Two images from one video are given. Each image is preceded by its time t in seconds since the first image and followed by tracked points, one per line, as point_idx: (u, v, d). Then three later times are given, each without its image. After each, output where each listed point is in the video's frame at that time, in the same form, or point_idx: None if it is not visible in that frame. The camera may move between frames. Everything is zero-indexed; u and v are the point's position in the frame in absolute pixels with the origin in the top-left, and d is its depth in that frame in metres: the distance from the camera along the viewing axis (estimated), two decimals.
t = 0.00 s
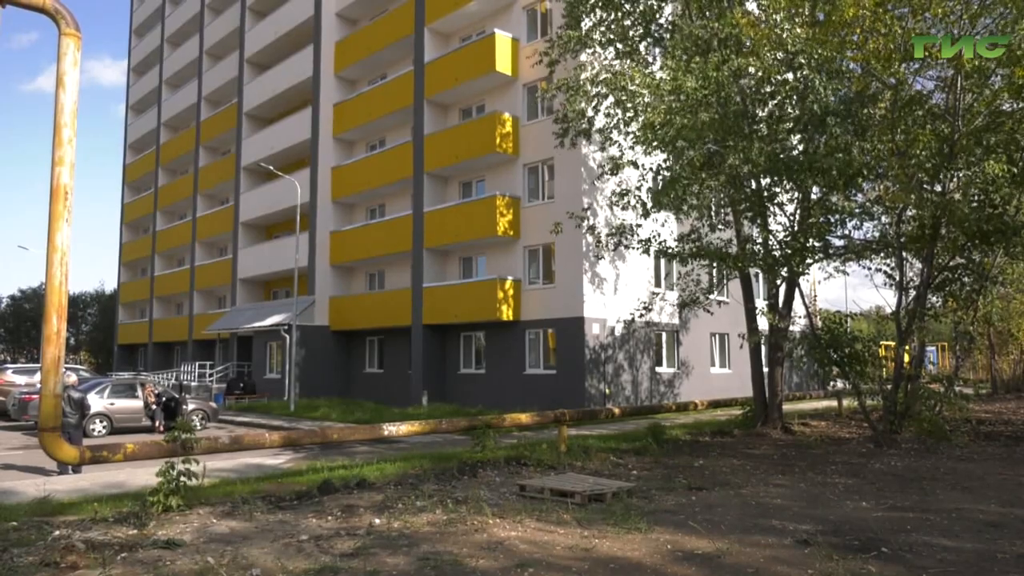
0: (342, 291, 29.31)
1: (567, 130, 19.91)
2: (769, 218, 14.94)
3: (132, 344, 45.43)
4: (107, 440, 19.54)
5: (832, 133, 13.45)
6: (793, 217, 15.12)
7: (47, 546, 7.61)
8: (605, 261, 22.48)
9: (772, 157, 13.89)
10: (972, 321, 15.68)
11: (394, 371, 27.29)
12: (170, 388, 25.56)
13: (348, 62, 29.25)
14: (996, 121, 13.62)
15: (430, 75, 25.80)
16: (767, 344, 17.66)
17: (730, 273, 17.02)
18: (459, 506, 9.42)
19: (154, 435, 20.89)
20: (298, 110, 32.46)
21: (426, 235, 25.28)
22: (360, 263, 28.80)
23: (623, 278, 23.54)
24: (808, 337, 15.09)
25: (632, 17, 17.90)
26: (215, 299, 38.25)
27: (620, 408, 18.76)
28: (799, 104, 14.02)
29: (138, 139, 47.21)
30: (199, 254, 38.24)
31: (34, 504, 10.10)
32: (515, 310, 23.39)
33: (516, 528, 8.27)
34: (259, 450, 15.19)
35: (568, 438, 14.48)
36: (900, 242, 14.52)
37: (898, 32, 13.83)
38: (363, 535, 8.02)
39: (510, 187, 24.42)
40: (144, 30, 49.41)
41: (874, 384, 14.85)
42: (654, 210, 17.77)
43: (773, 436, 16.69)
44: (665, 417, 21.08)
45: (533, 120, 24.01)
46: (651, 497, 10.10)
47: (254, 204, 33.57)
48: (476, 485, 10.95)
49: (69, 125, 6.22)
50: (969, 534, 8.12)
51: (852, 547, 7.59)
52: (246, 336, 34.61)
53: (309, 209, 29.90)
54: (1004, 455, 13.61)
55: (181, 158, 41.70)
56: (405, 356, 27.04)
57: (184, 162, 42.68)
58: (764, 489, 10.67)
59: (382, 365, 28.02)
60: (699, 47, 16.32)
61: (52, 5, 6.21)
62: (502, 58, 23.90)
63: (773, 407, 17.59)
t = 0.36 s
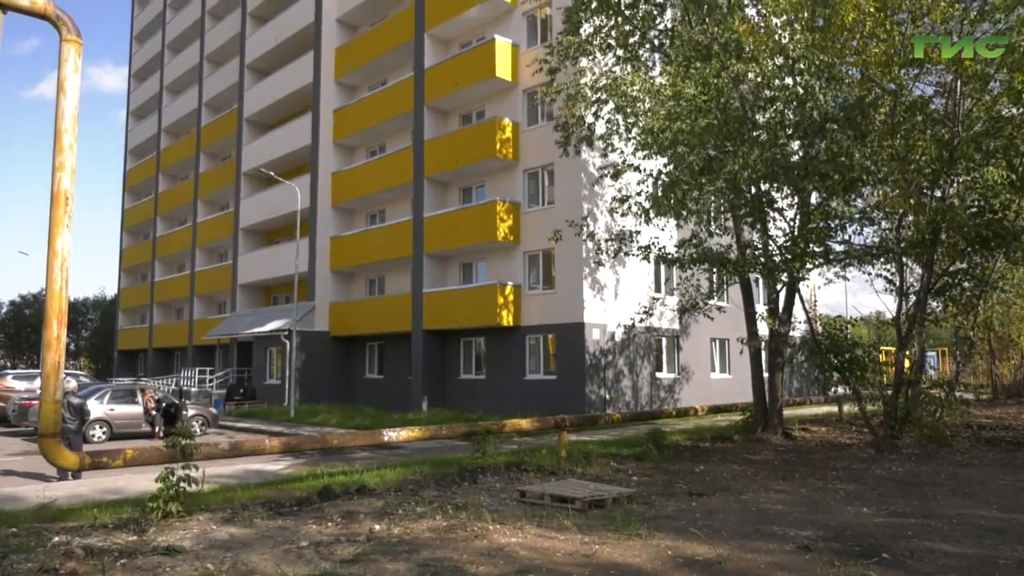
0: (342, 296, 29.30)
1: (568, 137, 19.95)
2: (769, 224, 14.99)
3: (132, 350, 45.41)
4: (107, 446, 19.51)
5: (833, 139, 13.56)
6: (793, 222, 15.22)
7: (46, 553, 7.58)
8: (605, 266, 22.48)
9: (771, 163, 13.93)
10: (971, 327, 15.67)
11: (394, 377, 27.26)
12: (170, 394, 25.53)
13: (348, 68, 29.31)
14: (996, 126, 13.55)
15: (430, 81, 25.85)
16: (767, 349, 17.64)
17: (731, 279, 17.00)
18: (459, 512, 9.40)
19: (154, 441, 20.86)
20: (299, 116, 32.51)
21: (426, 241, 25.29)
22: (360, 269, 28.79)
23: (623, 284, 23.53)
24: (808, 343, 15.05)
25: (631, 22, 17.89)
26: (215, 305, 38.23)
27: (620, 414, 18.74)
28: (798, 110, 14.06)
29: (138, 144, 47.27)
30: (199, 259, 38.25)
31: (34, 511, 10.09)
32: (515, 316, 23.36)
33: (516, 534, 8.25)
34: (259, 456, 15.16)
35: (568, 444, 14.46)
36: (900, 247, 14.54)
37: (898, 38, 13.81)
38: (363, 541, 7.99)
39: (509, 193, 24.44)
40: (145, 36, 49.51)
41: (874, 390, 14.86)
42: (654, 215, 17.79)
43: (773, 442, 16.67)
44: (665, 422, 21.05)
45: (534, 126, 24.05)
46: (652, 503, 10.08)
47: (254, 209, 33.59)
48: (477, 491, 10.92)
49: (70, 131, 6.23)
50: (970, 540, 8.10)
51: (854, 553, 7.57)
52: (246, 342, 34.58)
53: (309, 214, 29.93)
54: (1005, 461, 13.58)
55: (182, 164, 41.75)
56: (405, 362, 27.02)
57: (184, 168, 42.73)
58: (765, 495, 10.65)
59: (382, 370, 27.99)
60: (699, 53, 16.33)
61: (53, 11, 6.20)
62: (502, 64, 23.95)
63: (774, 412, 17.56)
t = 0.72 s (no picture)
0: (343, 309, 29.30)
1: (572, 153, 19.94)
2: (769, 237, 15.08)
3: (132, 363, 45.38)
4: (106, 460, 19.46)
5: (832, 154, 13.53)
6: (793, 235, 15.37)
7: (43, 568, 7.54)
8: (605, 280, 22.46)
9: (769, 176, 14.07)
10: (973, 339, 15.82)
11: (395, 390, 27.22)
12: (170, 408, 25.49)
13: (349, 82, 29.47)
14: (995, 139, 13.62)
15: (431, 95, 25.97)
16: (768, 363, 17.61)
17: (731, 292, 17.04)
18: (459, 526, 9.35)
19: (153, 455, 20.81)
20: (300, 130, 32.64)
21: (426, 254, 25.32)
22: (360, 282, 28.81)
23: (623, 297, 23.53)
24: (809, 356, 15.06)
25: (631, 37, 17.98)
26: (216, 318, 38.22)
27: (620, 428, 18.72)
28: (796, 124, 14.00)
29: (140, 158, 47.44)
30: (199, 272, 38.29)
31: (32, 525, 10.05)
32: (516, 329, 23.34)
33: (517, 549, 8.21)
34: (259, 470, 15.12)
35: (568, 458, 14.42)
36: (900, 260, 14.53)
37: (897, 51, 13.78)
38: (363, 556, 7.95)
39: (509, 207, 24.49)
40: (148, 50, 49.80)
41: (875, 404, 14.78)
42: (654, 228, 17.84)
43: (774, 455, 16.63)
44: (666, 436, 20.99)
45: (534, 139, 24.13)
46: (653, 518, 10.03)
47: (255, 222, 33.67)
48: (477, 506, 10.88)
49: (73, 145, 6.13)
50: (973, 554, 8.06)
51: (856, 568, 7.53)
52: (246, 355, 34.56)
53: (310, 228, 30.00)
54: (1008, 475, 13.54)
55: (183, 177, 41.88)
56: (406, 375, 26.99)
57: (186, 181, 42.86)
58: (767, 509, 10.61)
59: (382, 384, 27.96)
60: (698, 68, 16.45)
61: (57, 25, 6.11)
62: (502, 78, 24.05)
63: (775, 425, 17.52)
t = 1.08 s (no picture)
0: (342, 334, 29.25)
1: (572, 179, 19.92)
2: (769, 262, 15.35)
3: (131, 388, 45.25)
4: (103, 486, 19.33)
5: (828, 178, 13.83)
6: (793, 260, 15.46)
7: None
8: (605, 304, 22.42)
9: (768, 202, 14.30)
10: (975, 364, 15.53)
11: (395, 416, 27.10)
12: (168, 433, 25.37)
13: (351, 108, 29.69)
14: (993, 164, 13.38)
15: (432, 120, 26.14)
16: (770, 388, 17.52)
17: (731, 318, 17.12)
18: (459, 553, 9.28)
19: (151, 481, 20.66)
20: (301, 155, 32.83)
21: (426, 279, 25.35)
22: (360, 306, 28.81)
23: (624, 322, 23.51)
24: (810, 381, 15.00)
25: (630, 64, 18.07)
26: (215, 342, 38.17)
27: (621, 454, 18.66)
28: (795, 150, 14.27)
29: (142, 183, 47.67)
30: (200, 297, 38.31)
31: (28, 551, 9.98)
32: (516, 354, 23.30)
33: None
34: (257, 496, 15.02)
35: (569, 484, 14.33)
36: (900, 284, 14.56)
37: (893, 77, 13.38)
38: None
39: (510, 231, 24.56)
40: (151, 77, 50.26)
41: (877, 428, 14.85)
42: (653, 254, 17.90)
43: (776, 481, 16.52)
44: (667, 461, 20.87)
45: (534, 165, 24.27)
46: (654, 545, 9.95)
47: (255, 247, 33.75)
48: (477, 532, 10.79)
49: (75, 170, 6.30)
50: None
51: None
52: (246, 380, 34.47)
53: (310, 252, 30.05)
54: (1012, 501, 13.43)
55: (185, 202, 42.05)
56: (406, 401, 26.88)
57: (188, 206, 43.03)
58: (769, 536, 10.52)
59: (382, 409, 27.86)
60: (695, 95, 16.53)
61: (63, 53, 6.28)
62: (503, 103, 24.24)
63: (776, 450, 17.40)
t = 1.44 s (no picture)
0: (342, 362, 29.18)
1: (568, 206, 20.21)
2: (769, 290, 15.40)
3: (130, 416, 45.06)
4: (100, 516, 19.16)
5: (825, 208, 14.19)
6: (793, 287, 15.38)
7: None
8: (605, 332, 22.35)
9: (768, 230, 14.35)
10: (977, 393, 15.64)
11: (395, 445, 26.93)
12: (166, 462, 25.20)
13: (353, 137, 29.94)
14: (990, 193, 13.56)
15: (433, 149, 26.33)
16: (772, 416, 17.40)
17: (732, 346, 17.22)
18: None
19: (148, 510, 20.48)
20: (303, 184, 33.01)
21: (427, 307, 25.36)
22: (360, 334, 28.77)
23: (624, 350, 23.47)
24: (812, 411, 14.89)
25: (630, 94, 18.28)
26: (215, 371, 38.08)
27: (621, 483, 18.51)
28: (794, 178, 14.48)
29: (144, 211, 47.91)
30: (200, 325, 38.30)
31: None
32: (516, 383, 23.23)
33: None
34: (256, 526, 14.89)
35: (570, 514, 14.21)
36: (900, 311, 14.52)
37: (891, 106, 13.44)
38: None
39: (510, 259, 24.60)
40: (156, 107, 50.76)
41: (880, 457, 14.66)
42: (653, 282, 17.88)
43: (779, 510, 16.37)
44: (669, 490, 20.70)
45: (534, 193, 24.39)
46: None
47: (256, 275, 33.82)
48: (477, 563, 10.68)
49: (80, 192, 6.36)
50: None
51: None
52: (245, 408, 34.33)
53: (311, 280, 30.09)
54: (1018, 531, 13.27)
55: (186, 230, 42.22)
56: (406, 429, 26.74)
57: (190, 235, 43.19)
58: (773, 567, 10.40)
59: (382, 437, 27.71)
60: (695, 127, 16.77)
61: (68, 83, 6.33)
62: (504, 132, 24.45)
63: (779, 479, 17.25)
